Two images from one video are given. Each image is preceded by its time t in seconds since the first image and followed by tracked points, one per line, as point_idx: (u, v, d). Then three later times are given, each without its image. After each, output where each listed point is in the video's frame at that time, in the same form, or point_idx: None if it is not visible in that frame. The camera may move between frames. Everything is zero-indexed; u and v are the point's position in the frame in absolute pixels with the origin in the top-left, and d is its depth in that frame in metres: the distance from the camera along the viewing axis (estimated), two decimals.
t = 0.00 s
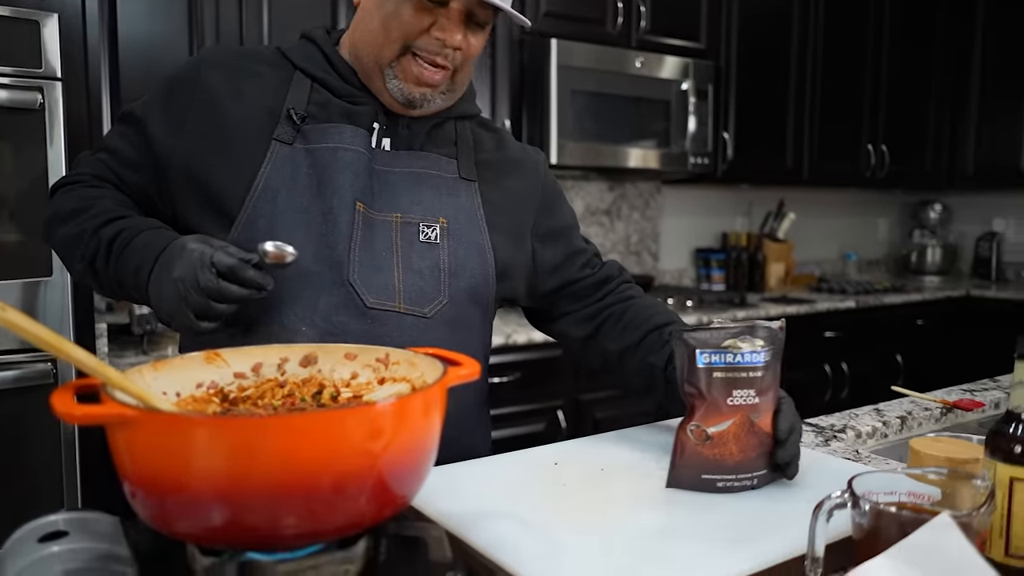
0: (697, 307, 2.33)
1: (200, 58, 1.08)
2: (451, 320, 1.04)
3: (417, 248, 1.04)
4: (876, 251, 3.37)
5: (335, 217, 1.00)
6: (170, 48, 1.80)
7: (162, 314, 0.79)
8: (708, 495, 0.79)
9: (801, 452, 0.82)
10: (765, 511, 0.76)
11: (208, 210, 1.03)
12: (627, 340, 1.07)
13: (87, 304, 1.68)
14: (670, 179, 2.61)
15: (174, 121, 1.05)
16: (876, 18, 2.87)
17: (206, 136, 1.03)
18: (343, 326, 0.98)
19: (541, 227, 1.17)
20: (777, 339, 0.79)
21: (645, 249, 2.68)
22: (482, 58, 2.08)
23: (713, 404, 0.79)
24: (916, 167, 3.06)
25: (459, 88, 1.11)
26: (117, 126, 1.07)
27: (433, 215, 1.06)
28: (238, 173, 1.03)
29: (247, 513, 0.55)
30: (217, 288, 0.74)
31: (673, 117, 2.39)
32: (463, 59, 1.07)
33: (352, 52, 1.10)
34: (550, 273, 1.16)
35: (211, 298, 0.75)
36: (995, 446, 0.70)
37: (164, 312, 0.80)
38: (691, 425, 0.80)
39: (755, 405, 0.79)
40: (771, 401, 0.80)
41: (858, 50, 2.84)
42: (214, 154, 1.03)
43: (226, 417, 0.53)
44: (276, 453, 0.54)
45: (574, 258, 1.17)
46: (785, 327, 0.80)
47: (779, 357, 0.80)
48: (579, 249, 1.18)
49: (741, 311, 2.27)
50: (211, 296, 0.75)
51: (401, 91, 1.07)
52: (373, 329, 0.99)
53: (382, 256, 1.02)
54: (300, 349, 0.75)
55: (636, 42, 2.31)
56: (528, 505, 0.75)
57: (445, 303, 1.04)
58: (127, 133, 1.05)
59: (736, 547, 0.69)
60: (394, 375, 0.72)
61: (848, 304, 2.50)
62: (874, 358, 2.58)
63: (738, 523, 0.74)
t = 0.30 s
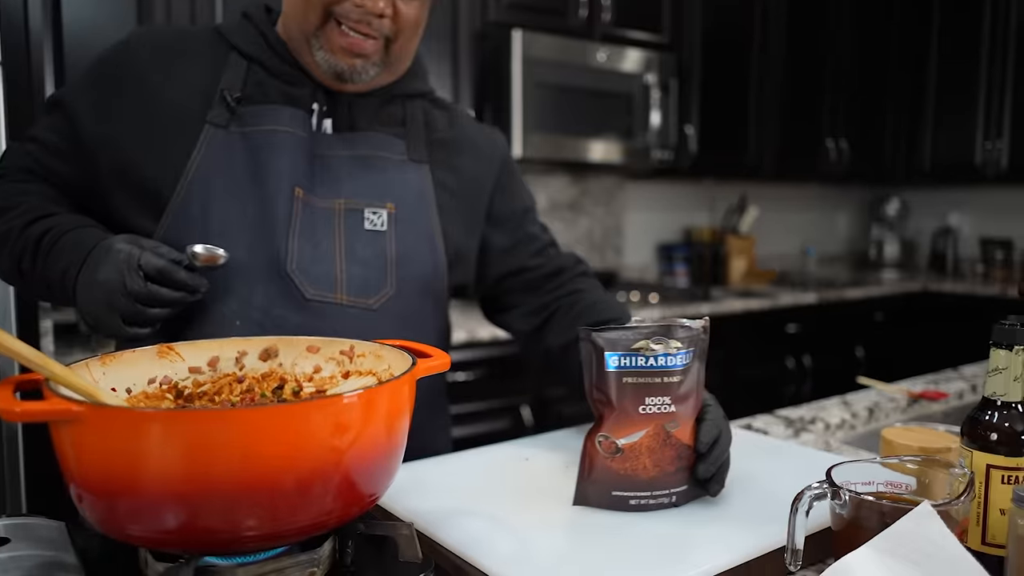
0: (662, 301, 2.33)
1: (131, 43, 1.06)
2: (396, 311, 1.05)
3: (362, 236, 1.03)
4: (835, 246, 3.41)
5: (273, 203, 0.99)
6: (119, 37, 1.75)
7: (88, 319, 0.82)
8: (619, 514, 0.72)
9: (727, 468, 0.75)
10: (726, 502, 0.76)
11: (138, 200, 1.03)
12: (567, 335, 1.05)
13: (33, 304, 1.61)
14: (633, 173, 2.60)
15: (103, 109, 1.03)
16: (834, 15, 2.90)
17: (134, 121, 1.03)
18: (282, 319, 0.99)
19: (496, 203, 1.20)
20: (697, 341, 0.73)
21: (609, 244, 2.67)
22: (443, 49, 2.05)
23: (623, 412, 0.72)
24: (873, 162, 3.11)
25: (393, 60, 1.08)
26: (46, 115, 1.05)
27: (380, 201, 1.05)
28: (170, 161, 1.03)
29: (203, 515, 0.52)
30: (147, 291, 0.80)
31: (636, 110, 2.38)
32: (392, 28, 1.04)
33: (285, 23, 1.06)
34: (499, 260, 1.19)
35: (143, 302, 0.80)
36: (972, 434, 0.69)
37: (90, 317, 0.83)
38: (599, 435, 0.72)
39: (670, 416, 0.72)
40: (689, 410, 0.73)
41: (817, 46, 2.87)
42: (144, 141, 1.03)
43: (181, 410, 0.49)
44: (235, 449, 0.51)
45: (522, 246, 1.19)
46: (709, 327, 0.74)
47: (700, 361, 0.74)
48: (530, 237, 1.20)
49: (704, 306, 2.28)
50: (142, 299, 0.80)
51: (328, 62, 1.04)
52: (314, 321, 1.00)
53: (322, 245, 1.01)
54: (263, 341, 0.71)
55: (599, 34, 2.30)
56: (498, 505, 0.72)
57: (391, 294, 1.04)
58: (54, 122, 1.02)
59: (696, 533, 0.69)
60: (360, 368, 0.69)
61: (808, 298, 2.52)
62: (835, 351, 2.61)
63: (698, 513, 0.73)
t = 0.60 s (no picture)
0: (639, 295, 2.32)
1: (64, 16, 1.01)
2: (351, 297, 1.03)
3: (315, 219, 1.01)
4: (808, 241, 3.44)
5: (217, 184, 0.97)
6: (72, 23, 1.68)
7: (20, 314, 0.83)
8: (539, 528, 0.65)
9: (657, 475, 0.68)
10: (703, 489, 0.75)
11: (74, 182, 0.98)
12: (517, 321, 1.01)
13: None
14: (608, 167, 2.60)
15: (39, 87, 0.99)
16: (805, 11, 2.93)
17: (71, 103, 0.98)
18: (228, 308, 0.95)
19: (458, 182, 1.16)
20: (623, 335, 0.67)
21: (584, 239, 2.66)
22: (417, 38, 2.01)
23: (541, 414, 0.65)
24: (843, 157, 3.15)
25: (353, 24, 1.04)
26: None
27: (334, 180, 1.03)
28: (110, 141, 0.98)
29: (182, 504, 0.49)
30: (74, 287, 0.79)
31: (611, 103, 2.38)
32: None
33: None
34: (457, 239, 1.15)
35: (71, 298, 0.80)
36: (965, 416, 0.68)
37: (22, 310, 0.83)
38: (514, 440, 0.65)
39: (595, 417, 0.65)
40: (615, 412, 0.67)
41: (789, 42, 2.89)
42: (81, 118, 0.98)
43: (157, 392, 0.46)
44: (214, 433, 0.48)
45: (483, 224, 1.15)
46: (636, 320, 0.68)
47: (626, 358, 0.68)
48: (492, 216, 1.15)
49: (681, 300, 2.28)
50: (70, 294, 0.79)
51: (290, 33, 0.99)
52: (264, 308, 0.97)
53: (272, 227, 0.99)
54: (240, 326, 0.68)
55: (575, 26, 2.28)
56: (481, 496, 0.70)
57: (346, 279, 1.03)
58: None
59: (660, 521, 0.67)
60: (343, 353, 0.66)
61: (783, 291, 2.53)
62: (809, 344, 2.62)
63: (658, 506, 0.70)
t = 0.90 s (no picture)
0: (628, 288, 2.31)
1: None
2: (317, 277, 0.99)
3: (278, 195, 0.98)
4: (792, 236, 3.47)
5: (172, 159, 0.93)
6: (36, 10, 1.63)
7: None
8: (514, 525, 0.58)
9: (634, 464, 0.61)
10: (690, 473, 0.70)
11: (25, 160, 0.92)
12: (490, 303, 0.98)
13: None
14: (595, 161, 2.59)
15: None
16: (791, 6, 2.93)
17: (21, 79, 0.93)
18: (185, 290, 0.92)
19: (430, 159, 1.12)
20: (596, 314, 0.59)
21: (571, 233, 2.66)
22: (401, 28, 1.99)
23: (514, 403, 0.56)
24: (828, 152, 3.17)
25: None
26: None
27: (299, 155, 0.99)
28: (63, 118, 0.93)
29: (169, 483, 0.47)
30: (17, 268, 0.76)
31: (598, 95, 2.37)
32: None
33: None
34: (428, 217, 1.12)
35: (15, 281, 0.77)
36: (968, 394, 0.67)
37: None
38: (484, 432, 0.56)
39: (572, 403, 0.58)
40: (590, 396, 0.59)
41: (775, 36, 2.90)
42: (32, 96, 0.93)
43: (143, 366, 0.44)
44: (204, 409, 0.46)
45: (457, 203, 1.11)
46: (609, 298, 0.60)
47: (601, 337, 0.60)
48: (466, 194, 1.11)
49: (670, 293, 2.27)
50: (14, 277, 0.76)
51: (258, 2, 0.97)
52: (222, 288, 0.93)
53: (231, 204, 0.95)
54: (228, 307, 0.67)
55: (562, 18, 2.27)
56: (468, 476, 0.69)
57: (312, 259, 0.98)
58: None
59: (642, 513, 0.61)
60: (334, 333, 0.64)
61: (771, 285, 2.53)
62: (795, 337, 2.63)
63: (635, 497, 0.65)
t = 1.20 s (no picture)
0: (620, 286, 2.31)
1: None
2: (303, 267, 0.99)
3: (263, 184, 0.97)
4: (783, 235, 3.49)
5: (156, 147, 0.92)
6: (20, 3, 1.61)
7: None
8: (520, 519, 0.57)
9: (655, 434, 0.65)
10: (689, 468, 0.70)
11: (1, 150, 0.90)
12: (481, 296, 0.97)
13: None
14: (587, 159, 2.59)
15: None
16: (783, 6, 2.94)
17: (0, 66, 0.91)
18: (170, 279, 0.91)
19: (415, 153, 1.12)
20: (601, 305, 0.59)
21: (564, 231, 2.66)
22: (394, 23, 1.98)
23: (521, 395, 0.56)
24: (819, 152, 3.19)
25: None
26: None
27: (285, 144, 1.00)
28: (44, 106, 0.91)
29: (166, 475, 0.46)
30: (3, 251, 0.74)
31: (590, 93, 2.37)
32: None
33: None
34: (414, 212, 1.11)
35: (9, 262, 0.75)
36: (968, 386, 0.67)
37: None
38: (493, 425, 0.56)
39: (579, 395, 0.57)
40: (597, 388, 0.59)
41: (767, 35, 2.91)
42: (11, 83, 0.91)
43: (140, 354, 0.44)
44: (202, 398, 0.45)
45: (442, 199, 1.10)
46: (614, 289, 0.60)
47: (606, 329, 0.60)
48: (452, 191, 1.10)
49: (662, 291, 2.27)
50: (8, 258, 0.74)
51: None
52: (207, 277, 0.93)
53: (216, 192, 0.95)
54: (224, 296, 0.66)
55: (556, 14, 2.26)
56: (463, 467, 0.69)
57: (299, 249, 0.98)
58: None
59: (648, 506, 0.61)
60: (333, 325, 0.63)
61: (763, 283, 2.54)
62: (786, 336, 2.63)
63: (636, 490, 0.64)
